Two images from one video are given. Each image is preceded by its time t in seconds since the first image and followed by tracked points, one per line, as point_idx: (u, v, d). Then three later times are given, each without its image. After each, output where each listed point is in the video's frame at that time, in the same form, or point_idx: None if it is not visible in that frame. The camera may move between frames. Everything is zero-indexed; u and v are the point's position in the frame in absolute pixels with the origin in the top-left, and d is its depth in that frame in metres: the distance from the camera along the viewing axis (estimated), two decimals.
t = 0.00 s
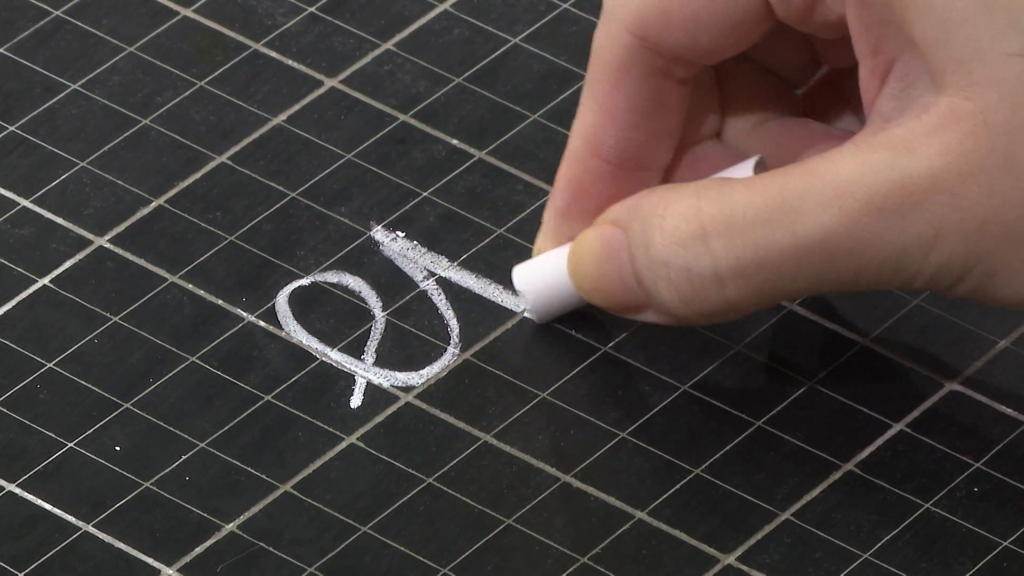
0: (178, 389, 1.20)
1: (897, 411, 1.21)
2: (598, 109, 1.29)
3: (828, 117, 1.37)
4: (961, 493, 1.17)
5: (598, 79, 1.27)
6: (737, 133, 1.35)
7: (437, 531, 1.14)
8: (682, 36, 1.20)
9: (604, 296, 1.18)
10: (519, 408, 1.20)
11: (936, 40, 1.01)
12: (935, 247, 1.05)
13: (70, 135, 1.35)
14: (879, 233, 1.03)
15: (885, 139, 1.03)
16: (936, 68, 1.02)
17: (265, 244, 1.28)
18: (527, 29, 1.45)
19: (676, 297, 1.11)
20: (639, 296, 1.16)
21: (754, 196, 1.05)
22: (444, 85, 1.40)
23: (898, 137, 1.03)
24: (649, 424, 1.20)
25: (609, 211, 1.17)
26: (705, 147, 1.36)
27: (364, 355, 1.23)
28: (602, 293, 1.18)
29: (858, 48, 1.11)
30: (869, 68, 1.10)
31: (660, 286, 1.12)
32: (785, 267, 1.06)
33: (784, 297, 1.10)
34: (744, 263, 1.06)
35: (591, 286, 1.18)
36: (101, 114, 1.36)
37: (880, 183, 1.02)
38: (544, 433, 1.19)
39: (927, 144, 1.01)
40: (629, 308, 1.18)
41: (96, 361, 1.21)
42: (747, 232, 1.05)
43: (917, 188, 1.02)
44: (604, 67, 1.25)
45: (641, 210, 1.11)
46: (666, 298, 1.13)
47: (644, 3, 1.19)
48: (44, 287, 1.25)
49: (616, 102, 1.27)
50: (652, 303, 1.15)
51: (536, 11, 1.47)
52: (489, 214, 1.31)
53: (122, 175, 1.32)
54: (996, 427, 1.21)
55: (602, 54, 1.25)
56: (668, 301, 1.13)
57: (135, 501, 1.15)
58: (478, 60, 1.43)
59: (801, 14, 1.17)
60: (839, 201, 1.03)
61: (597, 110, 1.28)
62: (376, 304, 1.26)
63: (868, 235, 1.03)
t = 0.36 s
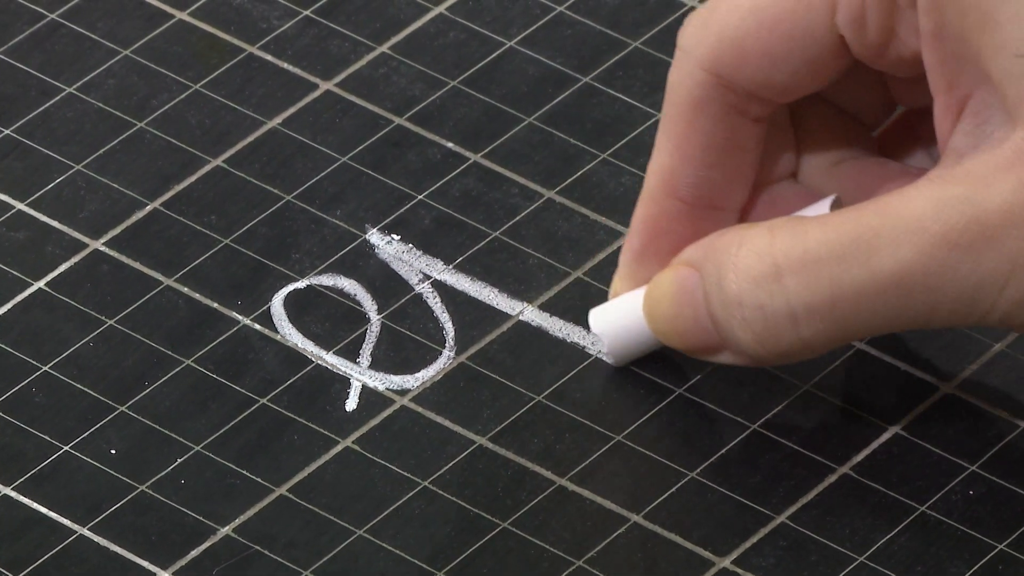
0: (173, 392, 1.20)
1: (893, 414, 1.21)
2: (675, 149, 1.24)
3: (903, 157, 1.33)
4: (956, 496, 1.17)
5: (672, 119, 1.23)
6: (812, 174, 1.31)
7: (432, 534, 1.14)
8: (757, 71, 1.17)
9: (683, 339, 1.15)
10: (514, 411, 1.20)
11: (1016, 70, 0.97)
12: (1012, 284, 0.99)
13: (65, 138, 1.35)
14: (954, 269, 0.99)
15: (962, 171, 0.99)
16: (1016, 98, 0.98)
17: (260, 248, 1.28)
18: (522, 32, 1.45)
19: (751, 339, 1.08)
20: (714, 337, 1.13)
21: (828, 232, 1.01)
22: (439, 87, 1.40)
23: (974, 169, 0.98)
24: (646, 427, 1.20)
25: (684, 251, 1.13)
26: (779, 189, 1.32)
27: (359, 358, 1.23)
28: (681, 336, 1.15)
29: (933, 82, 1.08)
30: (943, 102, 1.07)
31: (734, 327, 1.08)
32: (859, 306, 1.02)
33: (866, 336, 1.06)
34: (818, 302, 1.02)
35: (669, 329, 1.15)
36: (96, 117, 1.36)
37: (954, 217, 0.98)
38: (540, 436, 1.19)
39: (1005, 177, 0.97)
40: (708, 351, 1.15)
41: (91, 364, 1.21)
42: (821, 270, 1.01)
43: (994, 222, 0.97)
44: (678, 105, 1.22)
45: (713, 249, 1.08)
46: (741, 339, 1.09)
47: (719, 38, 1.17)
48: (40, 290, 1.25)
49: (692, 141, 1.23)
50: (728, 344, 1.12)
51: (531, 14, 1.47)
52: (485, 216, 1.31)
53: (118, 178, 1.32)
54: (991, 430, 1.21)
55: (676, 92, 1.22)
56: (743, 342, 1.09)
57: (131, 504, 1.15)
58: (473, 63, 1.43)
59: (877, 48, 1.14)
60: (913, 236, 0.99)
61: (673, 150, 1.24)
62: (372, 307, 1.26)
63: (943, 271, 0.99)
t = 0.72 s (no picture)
0: (169, 395, 1.20)
1: (890, 417, 1.21)
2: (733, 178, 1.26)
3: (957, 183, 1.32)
4: (952, 498, 1.17)
5: (730, 146, 1.25)
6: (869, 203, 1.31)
7: (428, 537, 1.14)
8: (815, 96, 1.19)
9: (744, 371, 1.15)
10: (510, 414, 1.20)
11: None
12: None
13: (60, 141, 1.35)
14: (1015, 292, 1.00)
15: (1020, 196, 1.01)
16: None
17: (257, 250, 1.28)
18: (518, 34, 1.45)
19: (812, 369, 1.08)
20: (775, 368, 1.13)
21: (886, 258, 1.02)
22: (435, 90, 1.40)
23: None
24: (643, 430, 1.20)
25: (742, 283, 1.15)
26: (838, 219, 1.31)
27: (355, 360, 1.23)
28: (744, 369, 1.15)
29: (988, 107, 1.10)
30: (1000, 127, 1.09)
31: (793, 357, 1.09)
32: (920, 330, 1.03)
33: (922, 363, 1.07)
34: (879, 328, 1.03)
35: (728, 362, 1.16)
36: (92, 119, 1.36)
37: (1014, 241, 1.00)
38: (536, 439, 1.19)
39: None
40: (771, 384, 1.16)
41: (86, 366, 1.21)
42: (882, 295, 1.03)
43: None
44: (736, 132, 1.24)
45: (771, 278, 1.09)
46: (800, 369, 1.09)
47: (777, 63, 1.19)
48: (35, 293, 1.25)
49: (751, 168, 1.25)
50: (788, 375, 1.12)
51: (527, 17, 1.47)
52: (481, 219, 1.31)
53: (113, 181, 1.32)
54: (988, 432, 1.21)
55: (733, 120, 1.24)
56: (803, 372, 1.09)
57: (127, 506, 1.15)
58: (469, 66, 1.43)
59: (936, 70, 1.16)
60: (972, 260, 1.00)
61: (731, 179, 1.25)
62: (368, 310, 1.26)
63: (1004, 294, 1.01)
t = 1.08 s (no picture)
0: (166, 397, 1.20)
1: (887, 419, 1.21)
2: (729, 169, 1.26)
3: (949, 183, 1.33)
4: (949, 501, 1.17)
5: (728, 138, 1.25)
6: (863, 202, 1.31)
7: (424, 539, 1.14)
8: (817, 92, 1.20)
9: (741, 371, 1.15)
10: (508, 416, 1.20)
11: None
12: None
13: (58, 143, 1.35)
14: None
15: None
16: None
17: (254, 252, 1.28)
18: (515, 37, 1.45)
19: (817, 382, 1.08)
20: (773, 373, 1.14)
21: (892, 271, 1.02)
22: (432, 92, 1.40)
23: None
24: (640, 432, 1.20)
25: (738, 288, 1.15)
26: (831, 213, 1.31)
27: (353, 363, 1.23)
28: (741, 369, 1.15)
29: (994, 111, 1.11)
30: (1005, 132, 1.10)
31: (798, 369, 1.09)
32: (927, 344, 1.03)
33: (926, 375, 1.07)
34: (887, 344, 1.03)
35: (724, 362, 1.15)
36: (89, 122, 1.36)
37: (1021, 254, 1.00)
38: (533, 441, 1.19)
39: None
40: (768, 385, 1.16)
41: (84, 368, 1.21)
42: (890, 311, 1.02)
43: None
44: (735, 126, 1.24)
45: (773, 291, 1.09)
46: (805, 381, 1.09)
47: (780, 57, 1.20)
48: (33, 295, 1.25)
49: (747, 161, 1.25)
50: (788, 382, 1.13)
51: (524, 19, 1.47)
52: (478, 221, 1.31)
53: (111, 183, 1.32)
54: (985, 435, 1.21)
55: (732, 114, 1.24)
56: (807, 384, 1.09)
57: (124, 508, 1.15)
58: (466, 68, 1.43)
59: (941, 73, 1.18)
60: (980, 273, 1.01)
61: (727, 171, 1.26)
62: (365, 312, 1.26)
63: (1012, 308, 1.01)
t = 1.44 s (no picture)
0: (164, 401, 1.20)
1: (884, 423, 1.21)
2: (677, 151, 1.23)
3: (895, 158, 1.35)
4: (947, 504, 1.17)
5: (676, 121, 1.22)
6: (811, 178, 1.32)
7: (423, 543, 1.14)
8: (764, 80, 1.16)
9: (689, 351, 1.15)
10: (505, 420, 1.20)
11: None
12: None
13: (56, 147, 1.35)
14: (982, 293, 1.00)
15: (984, 192, 1.01)
16: None
17: (252, 256, 1.28)
18: (513, 41, 1.45)
19: (772, 366, 1.09)
20: (724, 355, 1.14)
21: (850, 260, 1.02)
22: (430, 96, 1.40)
23: (997, 192, 1.00)
24: (638, 436, 1.20)
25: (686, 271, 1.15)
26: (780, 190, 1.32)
27: (351, 367, 1.23)
28: (689, 350, 1.15)
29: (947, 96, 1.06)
30: (957, 118, 1.05)
31: (754, 354, 1.10)
32: (885, 331, 1.03)
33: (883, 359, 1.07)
34: (844, 330, 1.04)
35: (670, 345, 1.15)
36: (87, 126, 1.36)
37: (979, 242, 0.99)
38: (531, 445, 1.19)
39: None
40: (716, 365, 1.16)
41: (82, 373, 1.21)
42: (846, 299, 1.02)
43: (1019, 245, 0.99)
44: (683, 109, 1.21)
45: (728, 276, 1.09)
46: (759, 364, 1.10)
47: (729, 44, 1.15)
48: (32, 299, 1.25)
49: (696, 144, 1.22)
50: (740, 364, 1.13)
51: (522, 23, 1.47)
52: (476, 225, 1.31)
53: (109, 187, 1.32)
54: (983, 438, 1.21)
55: (681, 97, 1.21)
56: (762, 368, 1.10)
57: (122, 513, 1.15)
58: (464, 72, 1.43)
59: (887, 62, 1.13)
60: (937, 262, 1.00)
61: (675, 152, 1.23)
62: (363, 316, 1.26)
63: (969, 295, 1.00)
